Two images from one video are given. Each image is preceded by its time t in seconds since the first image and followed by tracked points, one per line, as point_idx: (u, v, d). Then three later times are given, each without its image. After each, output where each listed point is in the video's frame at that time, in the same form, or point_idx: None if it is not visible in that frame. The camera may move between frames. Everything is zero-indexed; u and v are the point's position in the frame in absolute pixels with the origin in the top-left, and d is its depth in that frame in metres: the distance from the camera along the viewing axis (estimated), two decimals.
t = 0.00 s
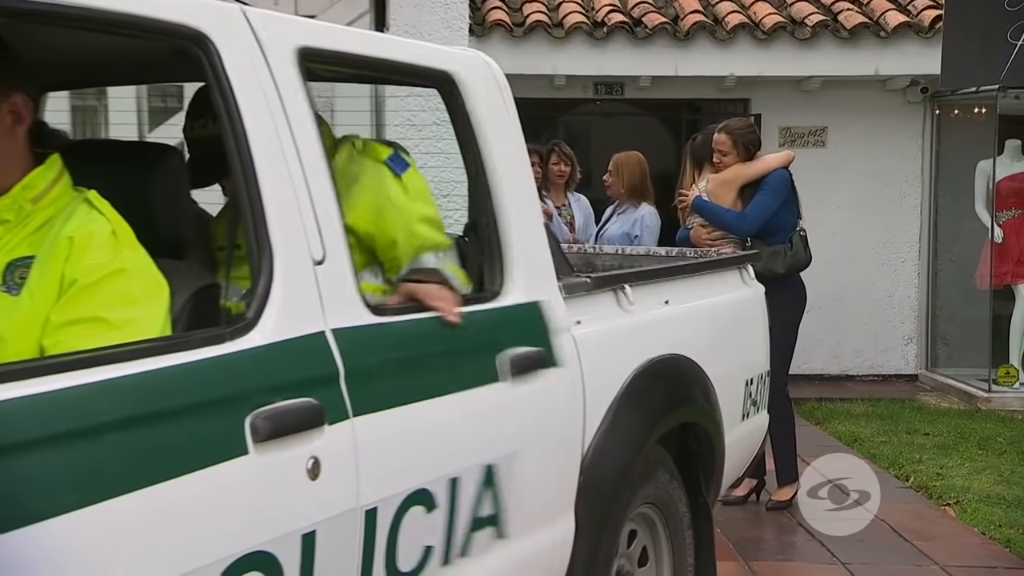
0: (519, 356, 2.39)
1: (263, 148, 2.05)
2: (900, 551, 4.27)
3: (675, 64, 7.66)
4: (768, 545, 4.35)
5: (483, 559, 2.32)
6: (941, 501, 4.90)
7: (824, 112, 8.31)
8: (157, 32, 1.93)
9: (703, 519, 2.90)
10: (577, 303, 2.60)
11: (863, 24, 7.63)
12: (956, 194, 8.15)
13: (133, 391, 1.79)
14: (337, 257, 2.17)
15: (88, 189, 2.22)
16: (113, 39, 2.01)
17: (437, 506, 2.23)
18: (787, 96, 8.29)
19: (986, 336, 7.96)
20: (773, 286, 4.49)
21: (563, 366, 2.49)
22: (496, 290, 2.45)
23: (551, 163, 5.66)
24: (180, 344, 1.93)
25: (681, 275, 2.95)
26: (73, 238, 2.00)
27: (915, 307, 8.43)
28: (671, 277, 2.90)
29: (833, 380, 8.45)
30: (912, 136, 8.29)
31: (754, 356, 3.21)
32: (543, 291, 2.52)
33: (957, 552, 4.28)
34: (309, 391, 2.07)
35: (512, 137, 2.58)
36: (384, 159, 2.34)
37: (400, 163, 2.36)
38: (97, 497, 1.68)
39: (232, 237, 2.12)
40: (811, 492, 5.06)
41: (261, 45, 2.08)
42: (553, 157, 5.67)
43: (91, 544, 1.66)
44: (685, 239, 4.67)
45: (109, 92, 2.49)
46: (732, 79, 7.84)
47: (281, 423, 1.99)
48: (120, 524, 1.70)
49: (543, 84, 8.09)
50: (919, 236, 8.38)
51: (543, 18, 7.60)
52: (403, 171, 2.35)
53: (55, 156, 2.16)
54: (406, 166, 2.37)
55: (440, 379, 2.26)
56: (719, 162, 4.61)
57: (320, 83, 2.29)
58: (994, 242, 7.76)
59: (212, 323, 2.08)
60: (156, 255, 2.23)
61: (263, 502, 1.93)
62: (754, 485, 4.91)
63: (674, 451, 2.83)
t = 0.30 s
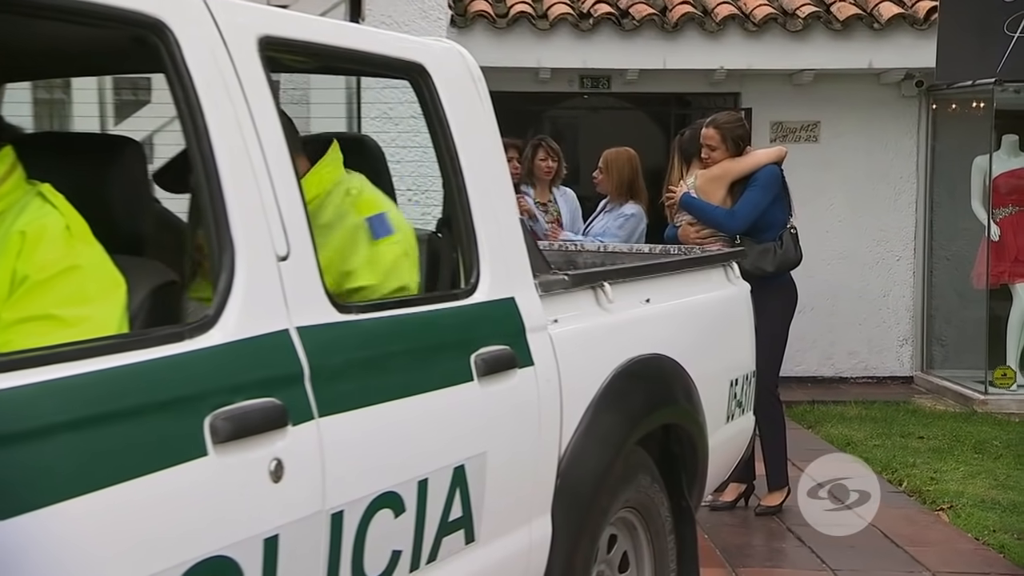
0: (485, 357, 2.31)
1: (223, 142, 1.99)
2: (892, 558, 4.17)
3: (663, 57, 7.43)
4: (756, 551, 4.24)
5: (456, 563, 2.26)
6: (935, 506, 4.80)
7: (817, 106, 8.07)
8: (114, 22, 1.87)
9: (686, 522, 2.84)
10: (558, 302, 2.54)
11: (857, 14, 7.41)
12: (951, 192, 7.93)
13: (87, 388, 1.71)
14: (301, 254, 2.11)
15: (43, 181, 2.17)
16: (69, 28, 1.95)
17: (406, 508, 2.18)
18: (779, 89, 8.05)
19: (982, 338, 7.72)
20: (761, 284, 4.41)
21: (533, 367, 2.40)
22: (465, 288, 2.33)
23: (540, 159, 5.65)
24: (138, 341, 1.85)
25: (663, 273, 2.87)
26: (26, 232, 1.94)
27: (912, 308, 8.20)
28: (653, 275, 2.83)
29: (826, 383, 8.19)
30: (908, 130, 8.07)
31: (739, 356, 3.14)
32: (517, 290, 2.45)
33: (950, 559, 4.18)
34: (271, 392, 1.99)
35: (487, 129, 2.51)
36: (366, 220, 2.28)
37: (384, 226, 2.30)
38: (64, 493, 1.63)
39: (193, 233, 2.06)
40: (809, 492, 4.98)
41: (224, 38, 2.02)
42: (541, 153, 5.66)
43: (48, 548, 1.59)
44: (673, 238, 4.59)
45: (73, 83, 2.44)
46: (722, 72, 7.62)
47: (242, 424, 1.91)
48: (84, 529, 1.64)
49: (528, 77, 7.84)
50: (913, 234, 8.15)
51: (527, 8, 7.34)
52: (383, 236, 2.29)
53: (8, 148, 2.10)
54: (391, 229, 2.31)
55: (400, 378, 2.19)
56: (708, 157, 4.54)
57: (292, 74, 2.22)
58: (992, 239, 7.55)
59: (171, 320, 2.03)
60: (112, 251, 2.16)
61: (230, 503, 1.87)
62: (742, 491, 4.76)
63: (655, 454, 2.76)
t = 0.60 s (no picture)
0: (456, 358, 2.22)
1: (179, 135, 1.91)
2: (884, 568, 4.04)
3: (651, 48, 7.19)
4: (744, 560, 4.13)
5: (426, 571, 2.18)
6: (930, 513, 4.66)
7: (811, 100, 7.79)
8: (63, 8, 1.78)
9: (669, 528, 2.76)
10: (532, 300, 2.44)
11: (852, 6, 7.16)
12: (949, 189, 7.66)
13: (34, 388, 1.62)
14: (261, 250, 2.02)
15: None
16: (21, 14, 1.88)
17: (373, 514, 2.09)
18: (772, 82, 7.77)
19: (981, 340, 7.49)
20: (748, 283, 4.32)
21: (508, 368, 2.32)
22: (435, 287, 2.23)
23: (529, 153, 5.51)
24: (91, 340, 1.76)
25: (645, 271, 2.78)
26: None
27: (908, 309, 7.90)
28: (634, 273, 2.74)
29: (819, 387, 7.90)
30: (905, 124, 7.79)
31: (727, 356, 3.06)
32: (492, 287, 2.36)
33: (945, 568, 4.06)
34: (231, 393, 1.90)
35: (459, 120, 2.41)
36: (313, 204, 2.16)
37: (328, 217, 2.15)
38: (58, 484, 1.61)
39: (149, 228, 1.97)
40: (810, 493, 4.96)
41: (183, 28, 1.94)
42: (529, 146, 5.52)
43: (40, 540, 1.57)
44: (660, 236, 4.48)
45: (32, 72, 2.39)
46: (712, 64, 7.37)
47: (199, 427, 1.83)
48: (78, 521, 1.62)
49: (511, 68, 7.61)
50: (908, 232, 7.85)
51: None
52: (321, 223, 2.14)
53: None
54: (335, 222, 2.15)
55: (366, 379, 2.11)
56: (697, 150, 4.40)
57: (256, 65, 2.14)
58: (991, 238, 7.32)
59: (125, 319, 1.95)
60: (66, 247, 2.13)
61: (189, 506, 1.79)
62: (731, 498, 4.66)
63: (637, 459, 2.67)
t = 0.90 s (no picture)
0: (428, 358, 2.14)
1: (135, 125, 1.83)
2: None
3: (641, 40, 6.57)
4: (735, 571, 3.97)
5: None
6: (928, 523, 4.48)
7: (806, 94, 7.15)
8: None
9: (653, 538, 2.67)
10: (498, 294, 2.24)
11: None
12: (950, 186, 7.13)
13: None
14: (220, 245, 1.94)
15: None
16: None
17: (339, 521, 2.01)
18: (765, 76, 7.12)
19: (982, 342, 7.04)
20: (737, 283, 4.17)
21: (481, 369, 2.24)
22: (408, 285, 2.14)
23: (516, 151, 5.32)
24: (43, 339, 1.67)
25: (628, 269, 2.69)
26: None
27: (907, 312, 7.28)
28: (616, 272, 2.65)
29: (814, 393, 7.30)
30: (904, 116, 7.15)
31: (716, 359, 2.98)
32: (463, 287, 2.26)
33: None
34: (189, 394, 1.82)
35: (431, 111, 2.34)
36: (261, 196, 2.06)
37: (269, 211, 2.04)
38: (22, 483, 1.55)
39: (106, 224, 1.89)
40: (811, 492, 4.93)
41: (138, 15, 1.86)
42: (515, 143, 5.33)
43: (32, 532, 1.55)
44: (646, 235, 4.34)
45: None
46: (703, 57, 6.75)
47: (155, 428, 1.74)
48: (75, 511, 1.60)
49: (494, 59, 6.93)
50: (907, 232, 7.23)
51: None
52: (262, 217, 2.04)
53: None
54: (275, 216, 2.04)
55: (330, 381, 2.02)
56: (686, 144, 4.28)
57: (218, 53, 2.06)
58: (993, 236, 6.83)
59: (80, 317, 1.86)
60: (17, 242, 2.07)
61: (148, 509, 1.71)
62: (721, 506, 4.49)
63: (620, 464, 2.59)
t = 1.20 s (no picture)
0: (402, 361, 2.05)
1: (93, 118, 1.76)
2: None
3: (631, 33, 6.37)
4: None
5: None
6: (928, 532, 4.33)
7: (801, 87, 6.93)
8: None
9: (638, 546, 2.59)
10: (485, 297, 2.19)
11: None
12: (953, 186, 6.83)
13: None
14: (181, 242, 1.85)
15: None
16: None
17: (308, 529, 1.92)
18: (761, 70, 6.90)
19: (985, 345, 6.70)
20: (729, 284, 4.05)
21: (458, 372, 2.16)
22: (381, 285, 2.05)
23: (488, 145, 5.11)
24: None
25: (614, 267, 2.60)
26: None
27: (909, 314, 7.05)
28: (600, 271, 2.56)
29: (812, 399, 7.06)
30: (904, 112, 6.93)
31: (702, 363, 2.89)
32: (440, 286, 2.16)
33: None
34: (150, 397, 1.72)
35: (408, 105, 2.20)
36: (215, 214, 1.97)
37: (226, 230, 1.96)
38: None
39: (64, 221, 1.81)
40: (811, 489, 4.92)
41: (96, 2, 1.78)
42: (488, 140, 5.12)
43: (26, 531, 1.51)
44: (634, 234, 4.23)
45: None
46: (697, 50, 6.55)
47: (113, 432, 1.64)
48: (71, 507, 1.57)
49: (481, 52, 6.70)
50: (908, 232, 7.00)
51: None
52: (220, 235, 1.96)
53: None
54: (234, 234, 1.96)
55: (298, 382, 1.93)
56: (677, 140, 4.14)
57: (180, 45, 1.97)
58: (995, 236, 6.57)
59: (37, 317, 1.78)
60: None
61: (106, 517, 1.62)
62: (714, 516, 4.32)
63: (603, 471, 2.52)
